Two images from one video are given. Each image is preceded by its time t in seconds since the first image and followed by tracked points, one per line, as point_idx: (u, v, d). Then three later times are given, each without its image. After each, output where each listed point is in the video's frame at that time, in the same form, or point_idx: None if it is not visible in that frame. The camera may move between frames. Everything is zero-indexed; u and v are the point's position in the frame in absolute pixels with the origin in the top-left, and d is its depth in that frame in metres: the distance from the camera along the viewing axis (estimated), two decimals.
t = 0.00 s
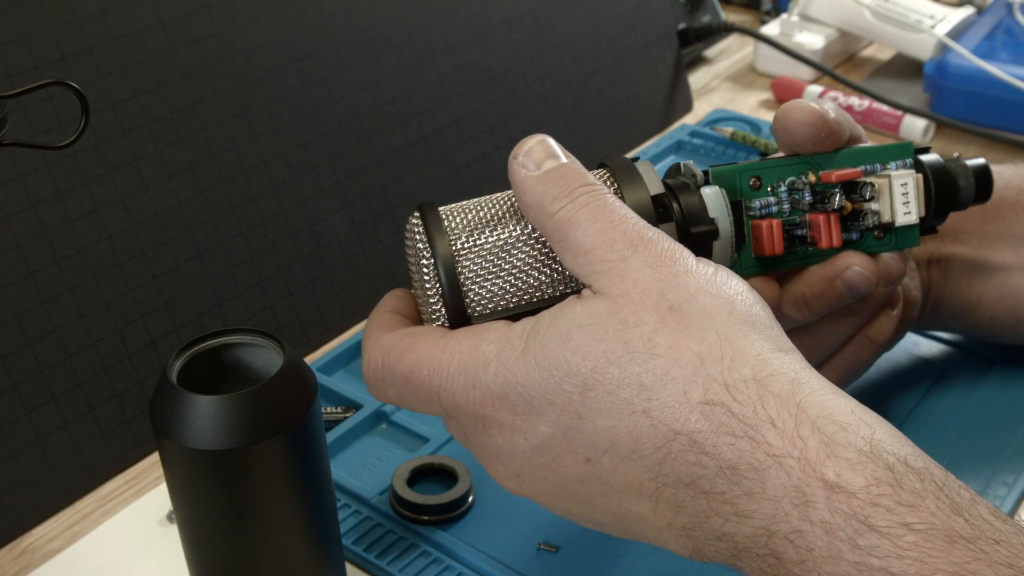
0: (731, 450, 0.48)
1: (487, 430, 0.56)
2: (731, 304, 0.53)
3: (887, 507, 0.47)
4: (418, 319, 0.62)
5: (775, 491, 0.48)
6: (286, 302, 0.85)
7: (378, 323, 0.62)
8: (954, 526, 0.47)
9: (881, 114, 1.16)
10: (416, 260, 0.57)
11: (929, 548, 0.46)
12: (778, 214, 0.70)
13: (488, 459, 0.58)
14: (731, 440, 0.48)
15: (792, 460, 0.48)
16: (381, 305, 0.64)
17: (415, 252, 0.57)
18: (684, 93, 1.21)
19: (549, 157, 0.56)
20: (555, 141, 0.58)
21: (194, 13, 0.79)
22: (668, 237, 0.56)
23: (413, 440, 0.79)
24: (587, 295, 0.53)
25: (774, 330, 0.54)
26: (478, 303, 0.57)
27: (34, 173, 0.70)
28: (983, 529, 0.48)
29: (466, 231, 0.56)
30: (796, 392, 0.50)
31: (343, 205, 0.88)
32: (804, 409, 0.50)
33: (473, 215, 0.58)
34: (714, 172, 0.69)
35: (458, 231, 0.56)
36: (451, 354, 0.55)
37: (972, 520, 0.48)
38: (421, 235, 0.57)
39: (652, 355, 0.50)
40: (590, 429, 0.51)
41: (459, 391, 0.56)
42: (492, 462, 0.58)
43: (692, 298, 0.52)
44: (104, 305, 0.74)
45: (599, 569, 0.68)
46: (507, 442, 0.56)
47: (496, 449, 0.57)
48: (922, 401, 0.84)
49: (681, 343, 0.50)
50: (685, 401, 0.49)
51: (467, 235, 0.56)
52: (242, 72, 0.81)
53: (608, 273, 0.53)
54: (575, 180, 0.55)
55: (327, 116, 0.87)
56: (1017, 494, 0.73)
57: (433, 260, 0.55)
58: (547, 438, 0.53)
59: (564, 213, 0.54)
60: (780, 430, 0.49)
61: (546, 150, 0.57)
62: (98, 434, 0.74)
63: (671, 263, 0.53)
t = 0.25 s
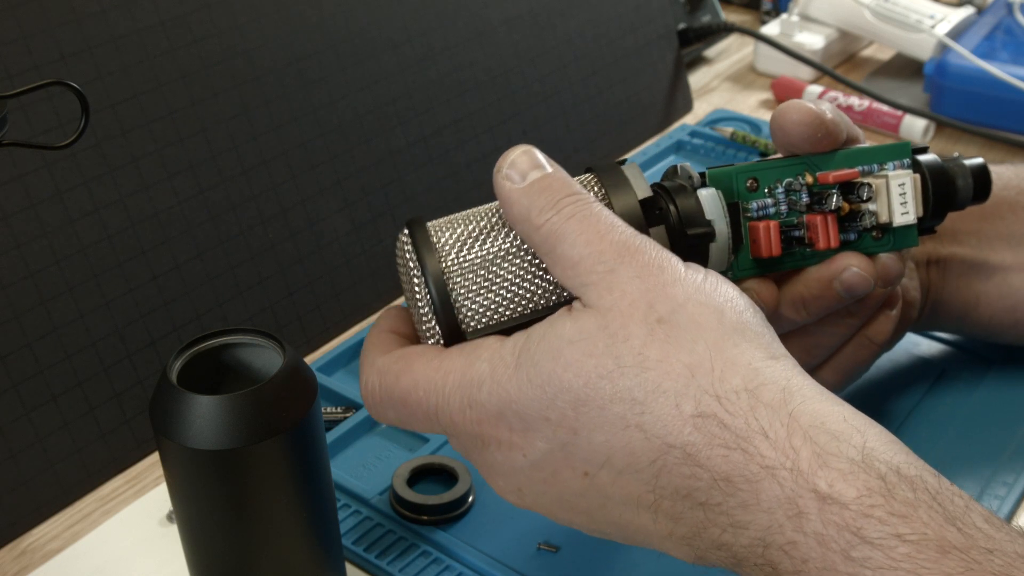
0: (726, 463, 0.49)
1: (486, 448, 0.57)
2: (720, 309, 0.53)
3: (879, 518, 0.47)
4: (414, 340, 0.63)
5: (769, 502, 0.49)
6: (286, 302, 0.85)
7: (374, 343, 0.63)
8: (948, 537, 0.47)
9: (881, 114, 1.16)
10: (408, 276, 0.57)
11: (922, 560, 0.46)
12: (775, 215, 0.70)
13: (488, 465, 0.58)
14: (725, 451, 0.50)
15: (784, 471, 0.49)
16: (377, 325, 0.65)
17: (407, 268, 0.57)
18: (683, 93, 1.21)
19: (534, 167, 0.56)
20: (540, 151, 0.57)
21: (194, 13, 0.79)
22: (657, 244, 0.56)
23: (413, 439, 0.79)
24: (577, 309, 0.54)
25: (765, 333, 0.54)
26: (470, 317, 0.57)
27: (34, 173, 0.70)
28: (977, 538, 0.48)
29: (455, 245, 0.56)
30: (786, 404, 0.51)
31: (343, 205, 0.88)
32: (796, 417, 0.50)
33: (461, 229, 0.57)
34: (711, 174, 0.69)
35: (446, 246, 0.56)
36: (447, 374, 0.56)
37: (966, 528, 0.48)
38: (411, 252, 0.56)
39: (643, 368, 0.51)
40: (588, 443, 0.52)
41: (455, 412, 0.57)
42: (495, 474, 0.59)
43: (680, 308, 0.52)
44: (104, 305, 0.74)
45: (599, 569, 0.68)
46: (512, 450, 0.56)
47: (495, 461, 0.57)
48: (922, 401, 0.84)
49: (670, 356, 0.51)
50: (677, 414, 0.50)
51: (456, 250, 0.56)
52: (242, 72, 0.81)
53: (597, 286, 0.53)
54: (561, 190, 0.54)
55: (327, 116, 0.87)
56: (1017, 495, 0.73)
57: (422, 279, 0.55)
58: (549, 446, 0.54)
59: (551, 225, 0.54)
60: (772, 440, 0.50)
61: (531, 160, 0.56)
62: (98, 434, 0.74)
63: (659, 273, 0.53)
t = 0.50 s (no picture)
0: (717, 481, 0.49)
1: (488, 476, 0.58)
2: (709, 329, 0.53)
3: (869, 537, 0.47)
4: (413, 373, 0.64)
5: (761, 523, 0.49)
6: (286, 302, 0.85)
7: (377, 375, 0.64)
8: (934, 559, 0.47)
9: (881, 114, 1.16)
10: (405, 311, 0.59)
11: None
12: (768, 219, 0.69)
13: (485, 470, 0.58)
14: (716, 474, 0.50)
15: (775, 491, 0.49)
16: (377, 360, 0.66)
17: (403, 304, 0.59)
18: (684, 93, 1.21)
19: (521, 196, 0.56)
20: (526, 179, 0.58)
21: (194, 13, 0.79)
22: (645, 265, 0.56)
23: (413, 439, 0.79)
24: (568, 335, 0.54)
25: (756, 350, 0.54)
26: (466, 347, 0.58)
27: (34, 172, 0.70)
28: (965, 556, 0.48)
29: (445, 279, 0.58)
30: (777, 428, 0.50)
31: (343, 206, 0.88)
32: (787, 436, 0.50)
33: (454, 260, 0.59)
34: (700, 181, 0.69)
35: (437, 281, 0.58)
36: (445, 407, 0.57)
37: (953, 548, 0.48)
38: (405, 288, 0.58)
39: (634, 395, 0.51)
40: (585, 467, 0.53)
41: (456, 439, 0.57)
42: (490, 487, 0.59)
43: (668, 332, 0.52)
44: (104, 305, 0.74)
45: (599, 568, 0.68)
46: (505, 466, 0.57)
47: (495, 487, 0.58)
48: (922, 401, 0.84)
49: (660, 380, 0.51)
50: (669, 438, 0.50)
51: (447, 284, 0.58)
52: (242, 72, 0.81)
53: (585, 314, 0.53)
54: (547, 218, 0.55)
55: (327, 116, 0.87)
56: (1017, 495, 0.73)
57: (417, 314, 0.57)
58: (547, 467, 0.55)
59: (540, 253, 0.54)
60: (762, 461, 0.49)
61: (518, 190, 0.57)
62: (98, 434, 0.74)
63: (646, 298, 0.53)
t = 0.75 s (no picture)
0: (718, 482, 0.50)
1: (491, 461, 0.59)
2: (718, 337, 0.53)
3: (858, 557, 0.47)
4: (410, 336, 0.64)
5: (753, 542, 0.49)
6: (286, 302, 0.85)
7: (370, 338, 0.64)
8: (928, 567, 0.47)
9: (881, 114, 1.16)
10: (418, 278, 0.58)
11: None
12: (759, 209, 0.69)
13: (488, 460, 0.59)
14: (710, 493, 0.50)
15: (767, 513, 0.49)
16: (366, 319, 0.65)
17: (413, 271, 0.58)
18: (684, 93, 1.21)
19: (545, 188, 0.57)
20: (552, 172, 0.58)
21: (194, 13, 0.79)
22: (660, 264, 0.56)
23: (413, 439, 0.79)
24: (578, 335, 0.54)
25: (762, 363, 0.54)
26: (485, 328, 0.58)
27: (34, 172, 0.70)
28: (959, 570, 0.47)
29: (468, 251, 0.57)
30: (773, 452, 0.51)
31: (343, 206, 0.88)
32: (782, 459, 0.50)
33: (476, 234, 0.58)
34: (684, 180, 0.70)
35: (460, 250, 0.57)
36: (452, 387, 0.57)
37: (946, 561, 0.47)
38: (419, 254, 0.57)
39: (636, 407, 0.51)
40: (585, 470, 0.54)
41: (461, 425, 0.58)
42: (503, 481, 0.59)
43: (675, 343, 0.52)
44: (104, 305, 0.74)
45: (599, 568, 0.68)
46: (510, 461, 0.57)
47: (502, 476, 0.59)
48: (922, 401, 0.84)
49: (662, 396, 0.51)
50: (668, 454, 0.51)
51: (469, 256, 0.57)
52: (242, 72, 0.81)
53: (594, 314, 0.54)
54: (567, 212, 0.55)
55: (327, 116, 0.87)
56: (1017, 494, 0.73)
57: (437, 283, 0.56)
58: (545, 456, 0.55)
59: (557, 247, 0.55)
60: (756, 483, 0.50)
61: (542, 182, 0.57)
62: (98, 434, 0.74)
63: (658, 301, 0.53)
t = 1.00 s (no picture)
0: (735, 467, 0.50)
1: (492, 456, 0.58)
2: (728, 330, 0.53)
3: (879, 547, 0.48)
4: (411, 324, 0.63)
5: (769, 532, 0.49)
6: (286, 302, 0.85)
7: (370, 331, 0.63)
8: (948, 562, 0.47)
9: (881, 114, 1.16)
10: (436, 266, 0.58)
11: None
12: (767, 216, 0.69)
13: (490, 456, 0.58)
14: (726, 482, 0.50)
15: (785, 502, 0.49)
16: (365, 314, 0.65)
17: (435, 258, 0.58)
18: (684, 93, 1.21)
19: (562, 174, 0.56)
20: (569, 158, 0.58)
21: (194, 13, 0.79)
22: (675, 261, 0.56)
23: (413, 439, 0.79)
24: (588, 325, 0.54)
25: (773, 353, 0.54)
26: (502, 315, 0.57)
27: (34, 173, 0.70)
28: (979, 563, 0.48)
29: (486, 242, 0.57)
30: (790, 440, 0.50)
31: (343, 205, 0.88)
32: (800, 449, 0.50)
33: (489, 224, 0.58)
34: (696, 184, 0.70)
35: (478, 241, 0.56)
36: (458, 379, 0.56)
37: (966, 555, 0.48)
38: (443, 242, 0.57)
39: (650, 395, 0.51)
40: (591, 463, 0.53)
41: (466, 419, 0.57)
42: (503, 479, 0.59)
43: (688, 334, 0.52)
44: (104, 305, 0.74)
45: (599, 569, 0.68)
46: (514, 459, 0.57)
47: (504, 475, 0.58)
48: (922, 402, 0.84)
49: (677, 382, 0.51)
50: (681, 443, 0.50)
51: (487, 246, 0.56)
52: (242, 72, 0.81)
53: (608, 304, 0.53)
54: (585, 201, 0.55)
55: (327, 116, 0.87)
56: (1017, 494, 0.73)
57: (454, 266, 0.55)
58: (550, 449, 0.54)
59: (573, 235, 0.54)
60: (773, 472, 0.50)
61: (559, 167, 0.56)
62: (98, 434, 0.74)
63: (672, 293, 0.53)
